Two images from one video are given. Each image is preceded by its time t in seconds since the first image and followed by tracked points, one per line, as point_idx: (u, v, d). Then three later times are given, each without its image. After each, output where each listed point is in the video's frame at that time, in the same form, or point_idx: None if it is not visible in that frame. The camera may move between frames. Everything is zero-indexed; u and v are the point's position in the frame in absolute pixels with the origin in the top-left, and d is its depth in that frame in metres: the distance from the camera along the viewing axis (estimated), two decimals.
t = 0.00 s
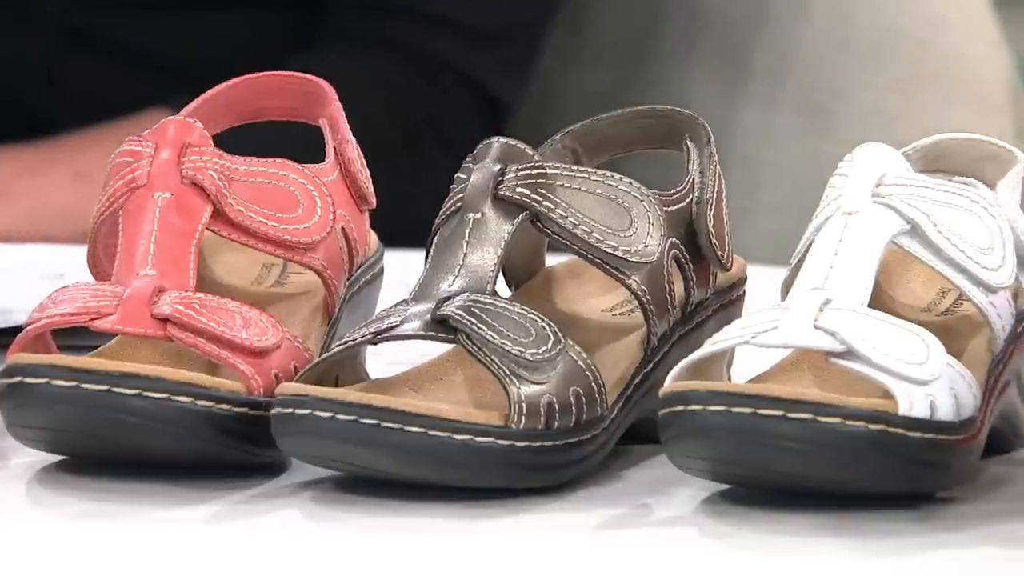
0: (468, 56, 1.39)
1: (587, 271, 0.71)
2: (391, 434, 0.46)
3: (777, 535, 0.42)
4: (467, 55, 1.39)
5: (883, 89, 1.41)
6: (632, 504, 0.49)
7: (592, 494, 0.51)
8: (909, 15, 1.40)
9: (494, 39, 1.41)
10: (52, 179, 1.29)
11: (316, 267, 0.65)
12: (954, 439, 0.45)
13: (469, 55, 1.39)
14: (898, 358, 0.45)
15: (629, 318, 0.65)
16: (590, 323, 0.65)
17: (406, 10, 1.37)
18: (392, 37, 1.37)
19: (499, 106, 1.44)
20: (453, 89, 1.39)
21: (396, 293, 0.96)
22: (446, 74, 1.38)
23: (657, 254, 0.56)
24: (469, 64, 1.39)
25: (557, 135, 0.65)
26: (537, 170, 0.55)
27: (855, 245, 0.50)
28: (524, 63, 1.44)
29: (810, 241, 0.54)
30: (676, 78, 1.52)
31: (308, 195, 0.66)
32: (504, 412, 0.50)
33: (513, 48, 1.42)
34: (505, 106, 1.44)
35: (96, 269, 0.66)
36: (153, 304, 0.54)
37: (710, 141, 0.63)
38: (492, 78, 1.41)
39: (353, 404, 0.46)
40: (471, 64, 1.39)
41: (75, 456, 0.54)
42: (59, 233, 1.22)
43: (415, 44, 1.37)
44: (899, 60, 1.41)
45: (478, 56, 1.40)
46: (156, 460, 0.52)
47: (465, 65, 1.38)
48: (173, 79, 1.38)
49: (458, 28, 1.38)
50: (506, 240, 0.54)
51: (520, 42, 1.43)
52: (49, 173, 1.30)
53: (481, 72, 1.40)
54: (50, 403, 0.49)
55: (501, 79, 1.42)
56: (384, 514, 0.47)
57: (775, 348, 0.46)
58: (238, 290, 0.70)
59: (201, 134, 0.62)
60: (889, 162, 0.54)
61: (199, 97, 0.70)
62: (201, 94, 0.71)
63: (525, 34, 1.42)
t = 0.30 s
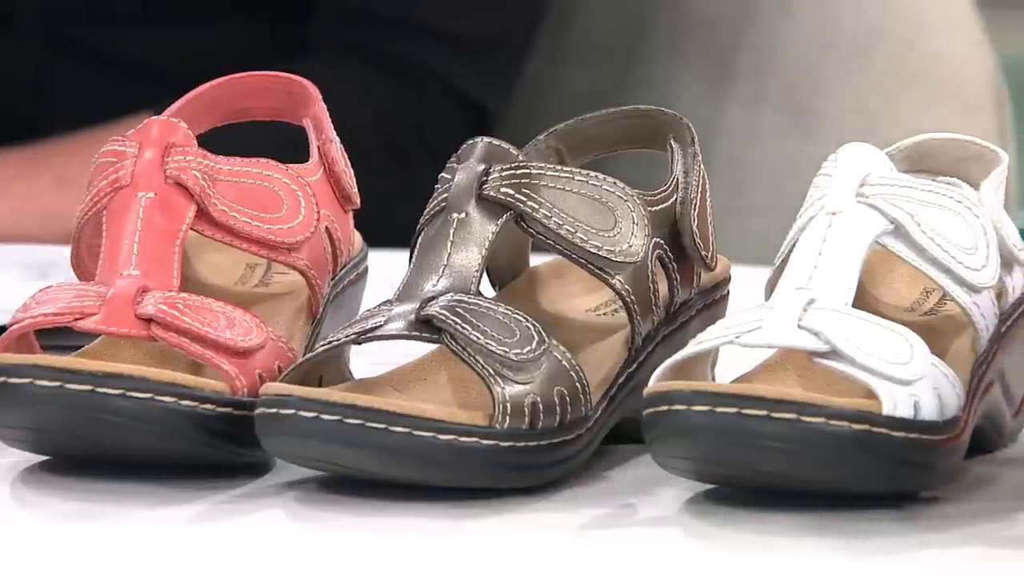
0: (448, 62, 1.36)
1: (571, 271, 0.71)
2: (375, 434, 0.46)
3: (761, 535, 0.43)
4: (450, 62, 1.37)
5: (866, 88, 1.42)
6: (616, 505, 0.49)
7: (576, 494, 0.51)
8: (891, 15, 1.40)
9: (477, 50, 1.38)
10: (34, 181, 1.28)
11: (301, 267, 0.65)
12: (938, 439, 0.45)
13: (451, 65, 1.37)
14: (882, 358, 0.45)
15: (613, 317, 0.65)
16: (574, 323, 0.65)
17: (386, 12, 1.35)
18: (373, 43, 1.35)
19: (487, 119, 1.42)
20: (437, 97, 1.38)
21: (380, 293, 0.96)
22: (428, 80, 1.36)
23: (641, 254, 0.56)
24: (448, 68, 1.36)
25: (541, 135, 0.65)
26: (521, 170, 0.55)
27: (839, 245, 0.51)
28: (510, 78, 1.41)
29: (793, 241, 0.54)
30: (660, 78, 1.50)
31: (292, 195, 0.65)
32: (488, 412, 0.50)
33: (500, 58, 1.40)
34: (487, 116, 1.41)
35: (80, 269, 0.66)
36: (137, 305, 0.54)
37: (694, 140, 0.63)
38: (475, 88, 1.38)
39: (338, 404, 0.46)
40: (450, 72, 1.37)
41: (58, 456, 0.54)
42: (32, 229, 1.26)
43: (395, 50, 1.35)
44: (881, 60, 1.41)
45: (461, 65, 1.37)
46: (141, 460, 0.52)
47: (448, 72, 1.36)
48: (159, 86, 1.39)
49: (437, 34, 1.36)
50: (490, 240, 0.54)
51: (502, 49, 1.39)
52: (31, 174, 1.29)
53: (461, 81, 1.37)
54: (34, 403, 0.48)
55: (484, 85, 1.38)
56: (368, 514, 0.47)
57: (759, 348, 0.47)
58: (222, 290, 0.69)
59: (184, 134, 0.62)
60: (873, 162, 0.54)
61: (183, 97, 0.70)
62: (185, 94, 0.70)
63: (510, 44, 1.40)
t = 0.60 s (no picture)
0: (433, 66, 1.36)
1: (556, 271, 0.71)
2: (360, 434, 0.46)
3: (745, 535, 0.43)
4: (435, 63, 1.37)
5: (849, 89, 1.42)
6: (600, 505, 0.49)
7: (561, 494, 0.52)
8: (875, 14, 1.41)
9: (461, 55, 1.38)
10: (18, 185, 1.28)
11: (285, 267, 0.65)
12: (922, 439, 0.45)
13: (435, 67, 1.37)
14: (866, 358, 0.45)
15: (597, 317, 0.66)
16: (558, 323, 0.65)
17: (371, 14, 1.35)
18: (355, 50, 1.34)
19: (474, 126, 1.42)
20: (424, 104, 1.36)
21: (364, 293, 0.96)
22: (415, 84, 1.35)
23: (625, 254, 0.56)
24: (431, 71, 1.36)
25: (525, 135, 0.65)
26: (505, 170, 0.55)
27: (823, 245, 0.51)
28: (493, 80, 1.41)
29: (778, 241, 0.54)
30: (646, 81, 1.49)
31: (276, 194, 0.65)
32: (473, 412, 0.50)
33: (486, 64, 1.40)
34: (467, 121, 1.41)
35: (65, 269, 0.66)
36: (121, 304, 0.54)
37: (678, 140, 0.63)
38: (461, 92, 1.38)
39: (323, 404, 0.46)
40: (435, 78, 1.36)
41: (42, 456, 0.54)
42: (16, 232, 1.27)
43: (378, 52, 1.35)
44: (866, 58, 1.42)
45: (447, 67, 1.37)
46: (125, 460, 0.52)
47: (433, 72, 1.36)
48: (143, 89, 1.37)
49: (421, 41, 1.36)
50: (475, 240, 0.54)
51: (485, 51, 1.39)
52: (16, 177, 1.29)
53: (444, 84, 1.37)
54: (18, 403, 0.48)
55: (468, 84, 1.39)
56: (352, 514, 0.47)
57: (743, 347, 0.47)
58: (206, 290, 0.69)
59: (169, 134, 0.62)
60: (857, 162, 0.55)
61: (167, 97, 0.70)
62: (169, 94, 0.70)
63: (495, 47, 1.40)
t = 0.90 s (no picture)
0: (418, 66, 1.36)
1: (540, 271, 0.71)
2: (344, 434, 0.46)
3: (728, 535, 0.43)
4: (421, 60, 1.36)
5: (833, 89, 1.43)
6: (585, 505, 0.49)
7: (545, 494, 0.52)
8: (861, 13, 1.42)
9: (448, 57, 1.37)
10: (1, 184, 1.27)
11: (269, 267, 0.65)
12: (905, 438, 0.46)
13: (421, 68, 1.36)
14: (850, 358, 0.46)
15: (581, 317, 0.66)
16: (542, 323, 0.65)
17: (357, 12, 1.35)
18: (344, 52, 1.35)
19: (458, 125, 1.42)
20: (407, 104, 1.37)
21: (348, 293, 0.96)
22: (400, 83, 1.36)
23: (609, 253, 0.57)
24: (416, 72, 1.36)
25: (509, 135, 0.65)
26: (489, 170, 0.55)
27: (807, 245, 0.51)
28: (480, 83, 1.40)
29: (762, 241, 0.54)
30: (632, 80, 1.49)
31: (260, 195, 0.65)
32: (457, 413, 0.50)
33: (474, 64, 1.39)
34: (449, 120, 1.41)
35: (48, 269, 0.65)
36: (105, 304, 0.54)
37: (662, 140, 0.63)
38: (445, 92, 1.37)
39: (307, 404, 0.46)
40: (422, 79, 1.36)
41: (25, 456, 0.53)
42: None
43: (362, 52, 1.35)
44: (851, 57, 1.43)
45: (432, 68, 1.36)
46: (108, 461, 0.51)
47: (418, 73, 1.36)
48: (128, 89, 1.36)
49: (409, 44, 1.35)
50: (459, 240, 0.54)
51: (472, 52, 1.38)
52: None
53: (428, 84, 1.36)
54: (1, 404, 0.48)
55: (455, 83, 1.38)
56: (337, 514, 0.47)
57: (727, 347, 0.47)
58: (190, 290, 0.69)
59: (152, 134, 0.62)
60: (840, 161, 0.55)
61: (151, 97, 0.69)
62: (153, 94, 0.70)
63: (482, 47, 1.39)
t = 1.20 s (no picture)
0: (404, 77, 1.34)
1: (524, 271, 0.71)
2: (329, 434, 0.46)
3: (713, 535, 0.43)
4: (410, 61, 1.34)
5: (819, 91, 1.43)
6: (570, 504, 0.49)
7: (529, 494, 0.52)
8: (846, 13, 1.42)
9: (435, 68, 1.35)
10: None
11: (253, 267, 0.65)
12: (889, 438, 0.46)
13: (410, 79, 1.34)
14: (835, 358, 0.46)
15: (566, 317, 0.66)
16: (526, 323, 0.65)
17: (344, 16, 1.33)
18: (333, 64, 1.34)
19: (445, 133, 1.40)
20: (395, 110, 1.36)
21: (332, 294, 0.95)
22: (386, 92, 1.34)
23: (594, 253, 0.57)
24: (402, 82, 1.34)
25: (494, 135, 0.65)
26: (474, 170, 0.55)
27: (791, 245, 0.51)
28: (468, 91, 1.39)
29: (746, 241, 0.55)
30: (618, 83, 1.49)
31: (244, 195, 0.65)
32: (442, 412, 0.50)
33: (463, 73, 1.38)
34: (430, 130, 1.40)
35: (32, 269, 0.65)
36: (89, 304, 0.54)
37: (646, 140, 0.63)
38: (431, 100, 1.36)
39: (292, 404, 0.46)
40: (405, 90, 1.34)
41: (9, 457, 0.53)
42: None
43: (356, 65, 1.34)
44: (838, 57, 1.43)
45: (418, 79, 1.35)
46: (93, 461, 0.51)
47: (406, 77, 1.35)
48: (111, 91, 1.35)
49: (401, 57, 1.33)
50: (443, 240, 0.54)
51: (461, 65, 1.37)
52: None
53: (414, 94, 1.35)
54: None
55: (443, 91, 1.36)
56: (321, 514, 0.47)
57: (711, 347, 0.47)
58: (174, 290, 0.69)
59: (137, 134, 0.62)
60: (825, 162, 0.55)
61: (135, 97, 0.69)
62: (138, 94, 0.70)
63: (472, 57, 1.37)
